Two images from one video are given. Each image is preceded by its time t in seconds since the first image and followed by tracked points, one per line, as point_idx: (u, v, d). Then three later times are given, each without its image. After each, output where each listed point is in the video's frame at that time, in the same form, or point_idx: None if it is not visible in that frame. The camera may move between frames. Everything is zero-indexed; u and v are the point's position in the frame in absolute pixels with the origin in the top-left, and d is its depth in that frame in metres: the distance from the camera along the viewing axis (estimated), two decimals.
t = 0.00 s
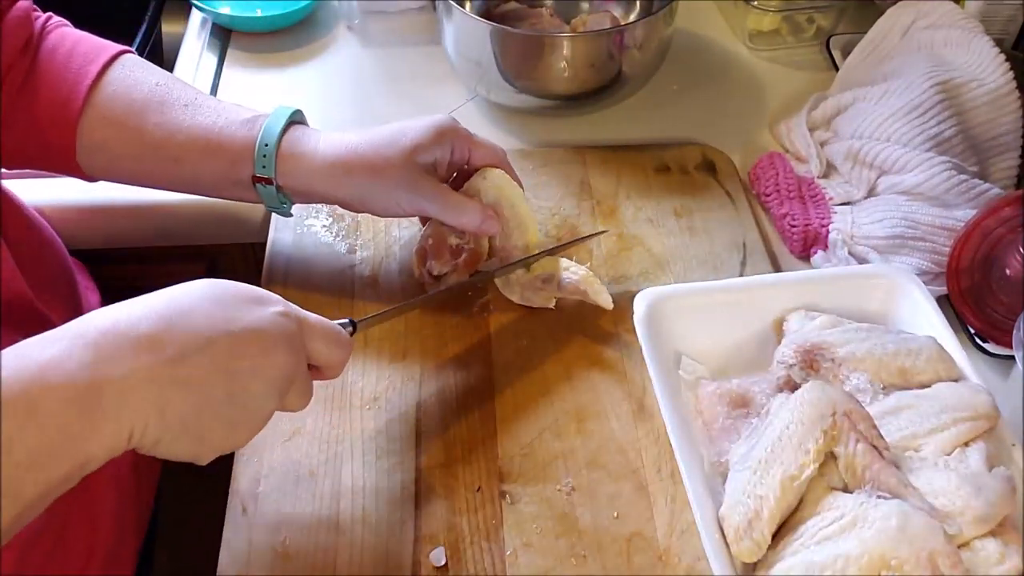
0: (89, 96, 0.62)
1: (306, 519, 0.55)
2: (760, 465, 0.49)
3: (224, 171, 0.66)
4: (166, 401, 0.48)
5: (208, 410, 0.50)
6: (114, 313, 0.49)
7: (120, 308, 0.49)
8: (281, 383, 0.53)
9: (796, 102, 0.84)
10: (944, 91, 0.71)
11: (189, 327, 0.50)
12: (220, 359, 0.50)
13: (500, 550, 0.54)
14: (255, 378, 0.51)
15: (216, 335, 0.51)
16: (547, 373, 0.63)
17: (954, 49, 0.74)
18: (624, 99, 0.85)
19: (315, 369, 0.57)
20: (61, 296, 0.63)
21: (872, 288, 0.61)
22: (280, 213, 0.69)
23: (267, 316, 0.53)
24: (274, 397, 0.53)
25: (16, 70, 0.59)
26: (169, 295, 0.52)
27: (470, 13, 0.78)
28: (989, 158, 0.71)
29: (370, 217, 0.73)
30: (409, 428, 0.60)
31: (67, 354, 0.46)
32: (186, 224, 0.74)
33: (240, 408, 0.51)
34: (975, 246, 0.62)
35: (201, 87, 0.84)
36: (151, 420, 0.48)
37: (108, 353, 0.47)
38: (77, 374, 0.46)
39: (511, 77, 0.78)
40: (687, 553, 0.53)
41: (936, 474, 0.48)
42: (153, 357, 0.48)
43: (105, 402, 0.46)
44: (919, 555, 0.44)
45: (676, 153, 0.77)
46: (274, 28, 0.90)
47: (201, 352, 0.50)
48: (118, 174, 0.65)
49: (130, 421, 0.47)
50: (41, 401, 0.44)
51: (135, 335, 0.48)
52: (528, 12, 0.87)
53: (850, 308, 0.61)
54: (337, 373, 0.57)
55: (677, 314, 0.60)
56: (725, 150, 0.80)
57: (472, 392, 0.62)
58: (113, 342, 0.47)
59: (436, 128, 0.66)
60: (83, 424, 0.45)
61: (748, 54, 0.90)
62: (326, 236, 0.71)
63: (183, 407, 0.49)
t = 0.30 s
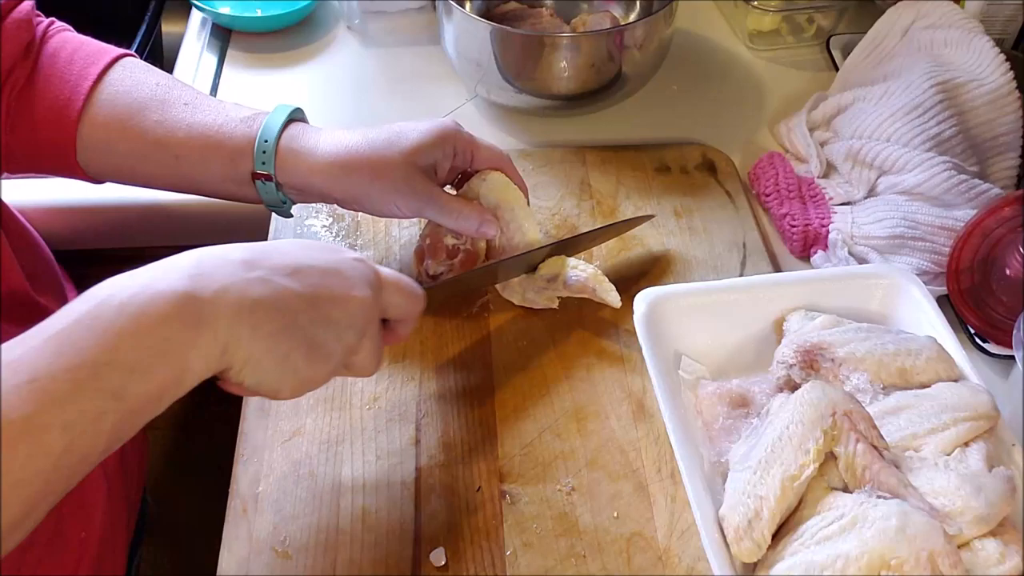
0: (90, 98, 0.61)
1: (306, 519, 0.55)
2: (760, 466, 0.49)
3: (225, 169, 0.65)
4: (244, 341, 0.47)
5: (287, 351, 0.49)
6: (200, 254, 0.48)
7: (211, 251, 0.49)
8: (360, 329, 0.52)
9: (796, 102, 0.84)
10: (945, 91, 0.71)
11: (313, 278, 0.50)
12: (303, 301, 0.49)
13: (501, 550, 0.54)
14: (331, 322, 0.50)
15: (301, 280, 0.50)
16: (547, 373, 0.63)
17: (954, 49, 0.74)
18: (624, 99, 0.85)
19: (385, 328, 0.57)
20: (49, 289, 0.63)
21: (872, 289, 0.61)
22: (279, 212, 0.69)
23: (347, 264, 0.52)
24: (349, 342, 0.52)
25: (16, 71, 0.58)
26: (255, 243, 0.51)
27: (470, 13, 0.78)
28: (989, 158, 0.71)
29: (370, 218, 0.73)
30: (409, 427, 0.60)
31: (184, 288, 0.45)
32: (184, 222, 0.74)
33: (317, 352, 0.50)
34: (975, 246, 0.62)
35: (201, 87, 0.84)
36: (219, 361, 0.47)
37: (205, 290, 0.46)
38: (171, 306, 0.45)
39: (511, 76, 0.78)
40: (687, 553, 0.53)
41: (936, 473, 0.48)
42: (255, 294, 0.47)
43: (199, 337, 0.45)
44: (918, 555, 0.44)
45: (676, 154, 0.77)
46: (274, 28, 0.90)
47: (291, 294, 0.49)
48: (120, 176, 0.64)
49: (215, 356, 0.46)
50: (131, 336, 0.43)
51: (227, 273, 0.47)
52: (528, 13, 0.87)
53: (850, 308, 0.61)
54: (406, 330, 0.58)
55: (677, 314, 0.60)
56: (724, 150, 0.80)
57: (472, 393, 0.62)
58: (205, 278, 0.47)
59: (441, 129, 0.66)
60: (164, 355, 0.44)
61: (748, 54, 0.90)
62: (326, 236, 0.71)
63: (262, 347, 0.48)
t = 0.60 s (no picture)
0: (104, 89, 0.61)
1: (304, 519, 0.55)
2: (761, 466, 0.49)
3: (245, 159, 0.65)
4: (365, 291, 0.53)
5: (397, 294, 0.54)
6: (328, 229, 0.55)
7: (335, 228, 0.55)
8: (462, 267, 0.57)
9: (796, 102, 0.84)
10: (946, 90, 0.71)
11: (407, 232, 0.56)
12: (418, 260, 0.55)
13: (501, 552, 0.53)
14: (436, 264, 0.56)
15: (411, 234, 0.56)
16: (547, 373, 0.63)
17: (955, 49, 0.74)
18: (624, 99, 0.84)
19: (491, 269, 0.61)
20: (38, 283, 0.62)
21: (874, 289, 0.60)
22: (293, 204, 0.69)
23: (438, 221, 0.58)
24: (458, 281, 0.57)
25: (25, 63, 0.57)
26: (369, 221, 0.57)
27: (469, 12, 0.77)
28: (990, 157, 0.71)
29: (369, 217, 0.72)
30: (408, 427, 0.59)
31: (320, 251, 0.52)
32: (183, 223, 0.74)
33: (432, 291, 0.56)
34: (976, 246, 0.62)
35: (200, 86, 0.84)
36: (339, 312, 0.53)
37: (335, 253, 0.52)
38: (314, 268, 0.51)
39: (511, 76, 0.78)
40: (688, 554, 0.53)
41: (937, 473, 0.48)
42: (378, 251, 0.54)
43: (333, 292, 0.52)
44: (919, 556, 0.44)
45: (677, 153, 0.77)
46: (273, 28, 0.90)
47: (402, 247, 0.55)
48: (136, 167, 0.64)
49: (350, 304, 0.53)
50: (289, 291, 0.49)
51: (355, 239, 0.54)
52: (527, 12, 0.87)
53: (851, 308, 0.60)
54: (514, 269, 0.62)
55: (678, 314, 0.59)
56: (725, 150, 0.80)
57: (473, 394, 0.61)
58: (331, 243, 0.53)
59: (459, 123, 0.67)
60: (307, 308, 0.50)
61: (749, 54, 0.90)
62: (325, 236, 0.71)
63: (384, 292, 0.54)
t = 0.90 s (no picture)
0: (131, 64, 0.61)
1: (304, 519, 0.55)
2: (761, 466, 0.49)
3: (266, 143, 0.65)
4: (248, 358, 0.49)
5: (283, 356, 0.50)
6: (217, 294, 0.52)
7: (223, 293, 0.52)
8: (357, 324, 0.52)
9: (797, 102, 0.84)
10: (946, 91, 0.71)
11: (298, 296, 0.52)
12: (296, 327, 0.51)
13: (501, 551, 0.53)
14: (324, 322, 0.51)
15: (304, 296, 0.52)
16: (547, 372, 0.63)
17: (954, 49, 0.74)
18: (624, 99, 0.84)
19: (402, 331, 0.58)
20: (37, 281, 0.64)
21: (874, 289, 0.60)
22: (315, 185, 0.69)
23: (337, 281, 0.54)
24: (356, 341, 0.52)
25: (50, 41, 0.57)
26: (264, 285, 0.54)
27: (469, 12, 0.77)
28: (990, 158, 0.71)
29: (369, 217, 0.72)
30: (407, 428, 0.59)
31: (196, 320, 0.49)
32: (185, 223, 0.74)
33: (330, 344, 0.51)
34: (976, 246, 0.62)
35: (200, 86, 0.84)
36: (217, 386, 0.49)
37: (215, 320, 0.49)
38: (183, 340, 0.48)
39: (511, 76, 0.78)
40: (688, 554, 0.53)
41: (938, 473, 0.48)
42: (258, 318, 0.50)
43: (206, 363, 0.48)
44: (919, 556, 0.44)
45: (677, 153, 0.77)
46: (273, 27, 0.90)
47: (283, 310, 0.51)
48: (161, 143, 0.64)
49: (226, 375, 0.49)
50: (150, 371, 0.46)
51: (239, 304, 0.50)
52: (528, 12, 0.87)
53: (851, 308, 0.60)
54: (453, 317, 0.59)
55: (678, 314, 0.59)
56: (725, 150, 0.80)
57: (473, 393, 0.61)
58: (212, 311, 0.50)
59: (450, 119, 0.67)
60: (176, 387, 0.47)
61: (749, 54, 0.90)
62: (325, 236, 0.71)
63: (268, 358, 0.50)
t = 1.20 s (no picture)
0: (133, 62, 0.61)
1: (304, 519, 0.55)
2: (761, 466, 0.49)
3: (265, 142, 0.65)
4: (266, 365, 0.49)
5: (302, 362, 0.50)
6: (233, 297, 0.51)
7: (239, 296, 0.51)
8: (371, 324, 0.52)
9: (797, 102, 0.84)
10: (946, 91, 0.71)
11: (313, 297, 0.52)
12: (317, 335, 0.50)
13: (501, 550, 0.53)
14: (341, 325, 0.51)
15: (318, 297, 0.52)
16: (546, 372, 0.63)
17: (955, 49, 0.74)
18: (624, 99, 0.84)
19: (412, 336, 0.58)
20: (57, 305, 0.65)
21: (874, 289, 0.60)
22: (316, 183, 0.69)
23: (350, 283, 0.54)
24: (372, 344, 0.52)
25: (54, 36, 0.58)
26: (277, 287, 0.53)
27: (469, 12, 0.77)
28: (990, 157, 0.71)
29: (369, 217, 0.72)
30: (407, 428, 0.59)
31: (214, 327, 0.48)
32: (185, 223, 0.74)
33: (347, 352, 0.50)
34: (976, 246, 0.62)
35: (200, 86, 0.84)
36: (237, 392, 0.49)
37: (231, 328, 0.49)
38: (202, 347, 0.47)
39: (511, 76, 0.78)
40: (688, 553, 0.53)
41: (938, 473, 0.48)
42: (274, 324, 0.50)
43: (224, 372, 0.48)
44: (919, 555, 0.44)
45: (677, 153, 0.77)
46: (273, 27, 0.90)
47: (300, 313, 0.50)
48: (163, 141, 0.64)
49: (245, 382, 0.49)
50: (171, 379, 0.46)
51: (256, 308, 0.50)
52: (528, 12, 0.87)
53: (851, 308, 0.60)
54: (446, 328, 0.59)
55: (677, 314, 0.59)
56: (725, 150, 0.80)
57: (473, 393, 0.61)
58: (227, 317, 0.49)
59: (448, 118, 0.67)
60: (195, 395, 0.47)
61: (749, 54, 0.90)
62: (325, 236, 0.71)
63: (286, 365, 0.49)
